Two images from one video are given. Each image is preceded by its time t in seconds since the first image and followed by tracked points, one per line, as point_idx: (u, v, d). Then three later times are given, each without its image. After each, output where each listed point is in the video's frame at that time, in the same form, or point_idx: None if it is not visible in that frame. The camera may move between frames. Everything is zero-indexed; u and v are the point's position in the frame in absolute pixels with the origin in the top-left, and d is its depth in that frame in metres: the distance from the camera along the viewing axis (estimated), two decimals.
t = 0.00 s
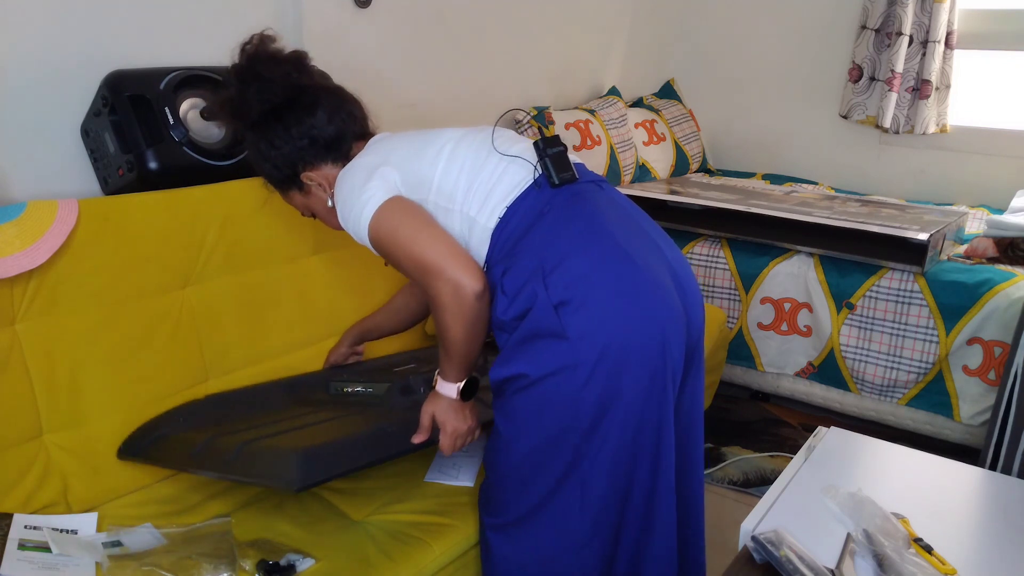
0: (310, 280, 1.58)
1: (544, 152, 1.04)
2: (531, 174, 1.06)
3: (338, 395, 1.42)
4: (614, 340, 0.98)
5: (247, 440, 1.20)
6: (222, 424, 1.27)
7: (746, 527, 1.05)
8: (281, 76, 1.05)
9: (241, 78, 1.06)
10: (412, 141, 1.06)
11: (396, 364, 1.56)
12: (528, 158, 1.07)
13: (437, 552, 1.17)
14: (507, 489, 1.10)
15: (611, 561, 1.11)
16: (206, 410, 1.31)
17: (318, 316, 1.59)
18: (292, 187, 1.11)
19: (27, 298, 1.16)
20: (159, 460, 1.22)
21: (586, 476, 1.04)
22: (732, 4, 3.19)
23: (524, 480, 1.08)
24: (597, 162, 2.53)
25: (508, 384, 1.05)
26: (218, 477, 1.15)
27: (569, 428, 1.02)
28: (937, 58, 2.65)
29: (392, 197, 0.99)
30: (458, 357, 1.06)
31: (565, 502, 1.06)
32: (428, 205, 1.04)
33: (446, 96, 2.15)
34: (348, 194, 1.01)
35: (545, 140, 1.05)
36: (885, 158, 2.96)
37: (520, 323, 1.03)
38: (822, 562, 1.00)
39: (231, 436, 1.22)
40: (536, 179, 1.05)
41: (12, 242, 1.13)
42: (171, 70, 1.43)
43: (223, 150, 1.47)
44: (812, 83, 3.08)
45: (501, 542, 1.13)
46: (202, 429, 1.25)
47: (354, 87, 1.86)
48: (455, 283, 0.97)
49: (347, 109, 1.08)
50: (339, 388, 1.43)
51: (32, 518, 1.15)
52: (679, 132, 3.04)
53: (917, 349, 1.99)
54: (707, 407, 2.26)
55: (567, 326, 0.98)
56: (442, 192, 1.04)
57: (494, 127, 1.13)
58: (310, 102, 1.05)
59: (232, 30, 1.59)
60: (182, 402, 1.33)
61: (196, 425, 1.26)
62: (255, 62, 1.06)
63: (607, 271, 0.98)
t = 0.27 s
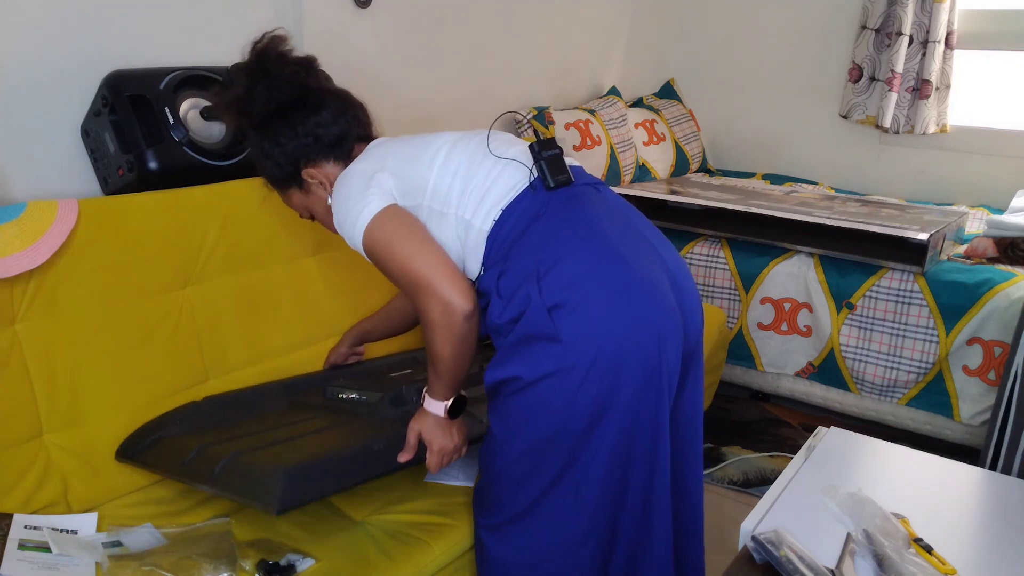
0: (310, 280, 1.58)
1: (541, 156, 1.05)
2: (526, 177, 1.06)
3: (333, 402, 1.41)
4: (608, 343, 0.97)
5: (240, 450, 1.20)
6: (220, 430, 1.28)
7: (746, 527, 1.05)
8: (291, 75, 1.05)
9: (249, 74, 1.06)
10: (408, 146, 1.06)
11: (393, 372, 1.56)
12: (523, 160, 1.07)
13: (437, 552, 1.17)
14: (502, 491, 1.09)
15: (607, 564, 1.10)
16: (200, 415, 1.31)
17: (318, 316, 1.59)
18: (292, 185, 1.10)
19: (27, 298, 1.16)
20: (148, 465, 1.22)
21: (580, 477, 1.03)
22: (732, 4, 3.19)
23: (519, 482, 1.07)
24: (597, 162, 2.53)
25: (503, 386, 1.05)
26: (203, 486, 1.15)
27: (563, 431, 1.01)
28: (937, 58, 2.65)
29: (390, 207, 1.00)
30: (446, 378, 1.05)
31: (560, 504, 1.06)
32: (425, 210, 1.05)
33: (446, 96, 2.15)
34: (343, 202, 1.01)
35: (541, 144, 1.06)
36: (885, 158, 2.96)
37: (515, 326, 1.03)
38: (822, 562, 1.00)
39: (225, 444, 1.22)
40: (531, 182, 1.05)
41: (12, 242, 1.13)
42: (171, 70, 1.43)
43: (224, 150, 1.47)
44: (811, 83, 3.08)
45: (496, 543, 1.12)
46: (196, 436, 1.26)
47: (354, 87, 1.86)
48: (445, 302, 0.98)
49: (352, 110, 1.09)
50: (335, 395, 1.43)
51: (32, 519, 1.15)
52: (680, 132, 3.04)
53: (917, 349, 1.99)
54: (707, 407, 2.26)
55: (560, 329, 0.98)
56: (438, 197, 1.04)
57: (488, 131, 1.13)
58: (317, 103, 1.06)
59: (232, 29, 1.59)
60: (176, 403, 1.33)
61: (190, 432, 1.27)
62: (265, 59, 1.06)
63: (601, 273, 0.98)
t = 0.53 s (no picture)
0: (310, 280, 1.58)
1: (541, 163, 1.03)
2: (527, 184, 1.05)
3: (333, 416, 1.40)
4: (612, 351, 0.96)
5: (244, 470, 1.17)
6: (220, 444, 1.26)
7: (746, 527, 1.05)
8: (300, 76, 1.07)
9: (259, 71, 1.07)
10: (406, 156, 1.05)
11: (392, 384, 1.54)
12: (523, 167, 1.06)
13: (437, 552, 1.17)
14: (505, 498, 1.09)
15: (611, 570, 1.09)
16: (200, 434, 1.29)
17: (319, 316, 1.59)
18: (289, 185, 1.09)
19: (26, 298, 1.16)
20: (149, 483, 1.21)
21: (585, 484, 1.03)
22: (732, 4, 3.19)
23: (523, 489, 1.07)
24: (597, 162, 2.53)
25: (506, 394, 1.05)
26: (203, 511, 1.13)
27: (568, 440, 1.01)
28: (937, 58, 2.65)
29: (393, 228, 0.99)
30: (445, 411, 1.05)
31: (564, 512, 1.05)
32: (426, 222, 1.04)
33: (446, 96, 2.15)
34: (345, 222, 1.01)
35: (541, 150, 1.03)
36: (885, 158, 2.96)
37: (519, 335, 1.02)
38: (822, 562, 1.00)
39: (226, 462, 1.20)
40: (533, 189, 1.04)
41: (12, 242, 1.13)
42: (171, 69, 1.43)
43: (224, 150, 1.47)
44: (812, 83, 3.08)
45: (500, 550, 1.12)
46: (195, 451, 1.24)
47: (355, 87, 1.86)
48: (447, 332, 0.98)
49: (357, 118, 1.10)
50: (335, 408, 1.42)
51: (32, 519, 1.15)
52: (679, 132, 3.04)
53: (917, 349, 1.99)
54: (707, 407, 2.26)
55: (565, 337, 0.97)
56: (439, 208, 1.04)
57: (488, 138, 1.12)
58: (323, 105, 1.07)
59: (232, 29, 1.58)
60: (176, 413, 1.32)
61: (188, 447, 1.25)
62: (274, 58, 1.07)
63: (605, 281, 0.97)
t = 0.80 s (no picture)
0: (310, 280, 1.58)
1: (541, 169, 1.03)
2: (527, 191, 1.04)
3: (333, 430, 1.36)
4: (617, 359, 0.95)
5: (254, 496, 1.13)
6: (225, 460, 1.25)
7: (746, 527, 1.05)
8: (306, 80, 1.04)
9: (263, 74, 1.05)
10: (404, 168, 1.03)
11: (396, 397, 1.49)
12: (522, 174, 1.05)
13: (437, 552, 1.17)
14: (509, 504, 1.08)
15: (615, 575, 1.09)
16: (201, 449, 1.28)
17: (319, 316, 1.59)
18: (283, 193, 1.08)
19: (27, 298, 1.16)
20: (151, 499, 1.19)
21: (590, 492, 1.02)
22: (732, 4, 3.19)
23: (527, 498, 1.06)
24: (597, 162, 2.53)
25: (509, 401, 1.03)
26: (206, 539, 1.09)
27: (572, 448, 0.99)
28: (937, 58, 2.65)
29: (394, 250, 0.97)
30: (447, 440, 1.04)
31: (569, 519, 1.04)
32: (427, 236, 1.02)
33: (446, 97, 2.15)
34: (343, 243, 0.99)
35: (540, 156, 1.03)
36: (885, 158, 2.96)
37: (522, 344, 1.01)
38: (822, 562, 1.00)
39: (230, 482, 1.17)
40: (533, 197, 1.03)
41: (12, 242, 1.13)
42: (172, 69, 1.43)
43: (224, 150, 1.47)
44: (812, 83, 3.08)
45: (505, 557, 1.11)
46: (196, 471, 1.21)
47: (355, 88, 1.86)
48: (450, 363, 0.96)
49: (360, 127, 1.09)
50: (336, 422, 1.38)
51: (32, 519, 1.15)
52: (680, 132, 3.04)
53: (917, 349, 1.99)
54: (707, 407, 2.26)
55: (569, 345, 0.96)
56: (440, 221, 1.02)
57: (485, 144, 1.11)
58: (325, 112, 1.05)
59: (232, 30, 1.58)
60: (177, 426, 1.31)
61: (189, 463, 1.24)
62: (280, 60, 1.05)
63: (609, 288, 0.96)
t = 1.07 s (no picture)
0: (310, 279, 1.57)
1: (526, 174, 0.99)
2: (515, 198, 1.00)
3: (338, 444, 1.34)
4: (606, 367, 0.91)
5: (261, 519, 1.12)
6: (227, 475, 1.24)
7: (746, 527, 1.05)
8: (314, 83, 1.05)
9: (272, 74, 1.05)
10: (391, 179, 1.00)
11: (401, 406, 1.46)
12: (511, 181, 1.01)
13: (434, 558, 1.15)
14: (500, 516, 1.04)
15: None
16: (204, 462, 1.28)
17: (319, 316, 1.59)
18: (279, 196, 1.07)
19: (26, 298, 1.16)
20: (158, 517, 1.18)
21: (580, 505, 0.97)
22: (732, 4, 3.19)
23: (518, 510, 1.01)
24: (597, 162, 2.53)
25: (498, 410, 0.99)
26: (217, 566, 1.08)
27: (561, 460, 0.95)
28: (937, 58, 2.65)
29: (388, 267, 0.95)
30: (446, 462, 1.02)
31: (561, 533, 0.99)
32: (416, 247, 1.00)
33: (446, 97, 2.15)
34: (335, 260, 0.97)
35: (527, 161, 0.99)
36: (885, 158, 2.96)
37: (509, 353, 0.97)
38: (822, 562, 1.00)
39: (239, 503, 1.16)
40: (521, 204, 0.99)
41: (12, 242, 1.13)
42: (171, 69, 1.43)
43: (224, 150, 1.47)
44: (811, 83, 3.08)
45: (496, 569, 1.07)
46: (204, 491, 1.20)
47: (354, 87, 1.86)
48: (444, 383, 0.94)
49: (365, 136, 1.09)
50: (341, 435, 1.36)
51: (32, 519, 1.15)
52: (679, 132, 3.04)
53: (917, 349, 1.99)
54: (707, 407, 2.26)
55: (555, 353, 0.92)
56: (427, 231, 0.99)
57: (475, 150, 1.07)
58: (331, 117, 1.05)
59: (231, 29, 1.58)
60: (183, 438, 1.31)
61: (190, 479, 1.23)
62: (289, 63, 1.05)
63: (599, 294, 0.91)
